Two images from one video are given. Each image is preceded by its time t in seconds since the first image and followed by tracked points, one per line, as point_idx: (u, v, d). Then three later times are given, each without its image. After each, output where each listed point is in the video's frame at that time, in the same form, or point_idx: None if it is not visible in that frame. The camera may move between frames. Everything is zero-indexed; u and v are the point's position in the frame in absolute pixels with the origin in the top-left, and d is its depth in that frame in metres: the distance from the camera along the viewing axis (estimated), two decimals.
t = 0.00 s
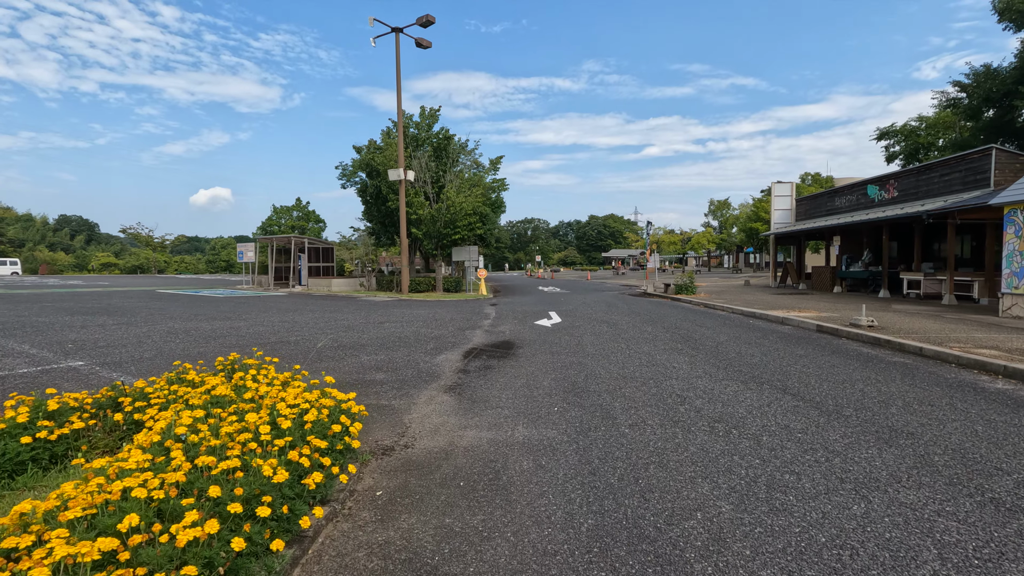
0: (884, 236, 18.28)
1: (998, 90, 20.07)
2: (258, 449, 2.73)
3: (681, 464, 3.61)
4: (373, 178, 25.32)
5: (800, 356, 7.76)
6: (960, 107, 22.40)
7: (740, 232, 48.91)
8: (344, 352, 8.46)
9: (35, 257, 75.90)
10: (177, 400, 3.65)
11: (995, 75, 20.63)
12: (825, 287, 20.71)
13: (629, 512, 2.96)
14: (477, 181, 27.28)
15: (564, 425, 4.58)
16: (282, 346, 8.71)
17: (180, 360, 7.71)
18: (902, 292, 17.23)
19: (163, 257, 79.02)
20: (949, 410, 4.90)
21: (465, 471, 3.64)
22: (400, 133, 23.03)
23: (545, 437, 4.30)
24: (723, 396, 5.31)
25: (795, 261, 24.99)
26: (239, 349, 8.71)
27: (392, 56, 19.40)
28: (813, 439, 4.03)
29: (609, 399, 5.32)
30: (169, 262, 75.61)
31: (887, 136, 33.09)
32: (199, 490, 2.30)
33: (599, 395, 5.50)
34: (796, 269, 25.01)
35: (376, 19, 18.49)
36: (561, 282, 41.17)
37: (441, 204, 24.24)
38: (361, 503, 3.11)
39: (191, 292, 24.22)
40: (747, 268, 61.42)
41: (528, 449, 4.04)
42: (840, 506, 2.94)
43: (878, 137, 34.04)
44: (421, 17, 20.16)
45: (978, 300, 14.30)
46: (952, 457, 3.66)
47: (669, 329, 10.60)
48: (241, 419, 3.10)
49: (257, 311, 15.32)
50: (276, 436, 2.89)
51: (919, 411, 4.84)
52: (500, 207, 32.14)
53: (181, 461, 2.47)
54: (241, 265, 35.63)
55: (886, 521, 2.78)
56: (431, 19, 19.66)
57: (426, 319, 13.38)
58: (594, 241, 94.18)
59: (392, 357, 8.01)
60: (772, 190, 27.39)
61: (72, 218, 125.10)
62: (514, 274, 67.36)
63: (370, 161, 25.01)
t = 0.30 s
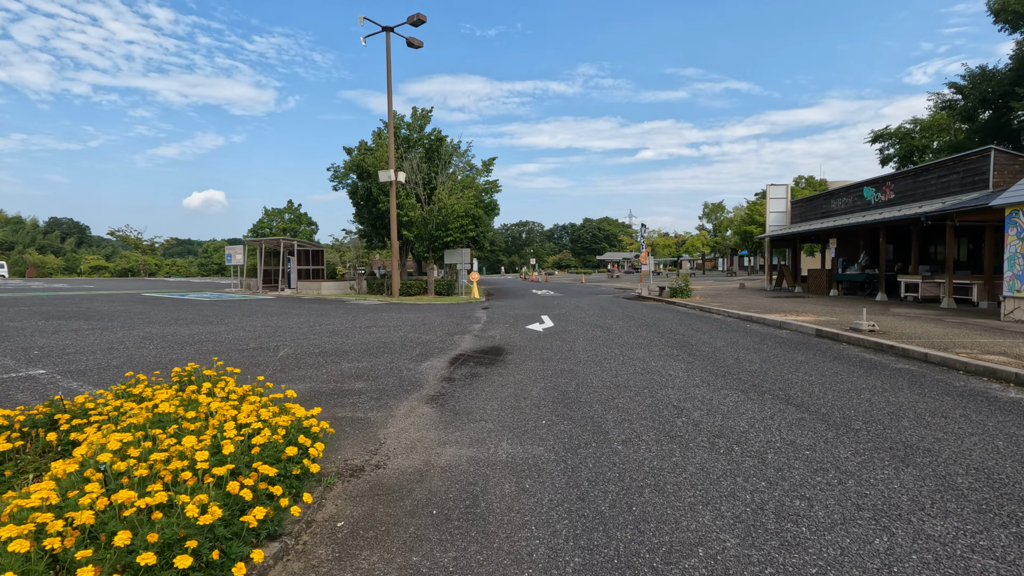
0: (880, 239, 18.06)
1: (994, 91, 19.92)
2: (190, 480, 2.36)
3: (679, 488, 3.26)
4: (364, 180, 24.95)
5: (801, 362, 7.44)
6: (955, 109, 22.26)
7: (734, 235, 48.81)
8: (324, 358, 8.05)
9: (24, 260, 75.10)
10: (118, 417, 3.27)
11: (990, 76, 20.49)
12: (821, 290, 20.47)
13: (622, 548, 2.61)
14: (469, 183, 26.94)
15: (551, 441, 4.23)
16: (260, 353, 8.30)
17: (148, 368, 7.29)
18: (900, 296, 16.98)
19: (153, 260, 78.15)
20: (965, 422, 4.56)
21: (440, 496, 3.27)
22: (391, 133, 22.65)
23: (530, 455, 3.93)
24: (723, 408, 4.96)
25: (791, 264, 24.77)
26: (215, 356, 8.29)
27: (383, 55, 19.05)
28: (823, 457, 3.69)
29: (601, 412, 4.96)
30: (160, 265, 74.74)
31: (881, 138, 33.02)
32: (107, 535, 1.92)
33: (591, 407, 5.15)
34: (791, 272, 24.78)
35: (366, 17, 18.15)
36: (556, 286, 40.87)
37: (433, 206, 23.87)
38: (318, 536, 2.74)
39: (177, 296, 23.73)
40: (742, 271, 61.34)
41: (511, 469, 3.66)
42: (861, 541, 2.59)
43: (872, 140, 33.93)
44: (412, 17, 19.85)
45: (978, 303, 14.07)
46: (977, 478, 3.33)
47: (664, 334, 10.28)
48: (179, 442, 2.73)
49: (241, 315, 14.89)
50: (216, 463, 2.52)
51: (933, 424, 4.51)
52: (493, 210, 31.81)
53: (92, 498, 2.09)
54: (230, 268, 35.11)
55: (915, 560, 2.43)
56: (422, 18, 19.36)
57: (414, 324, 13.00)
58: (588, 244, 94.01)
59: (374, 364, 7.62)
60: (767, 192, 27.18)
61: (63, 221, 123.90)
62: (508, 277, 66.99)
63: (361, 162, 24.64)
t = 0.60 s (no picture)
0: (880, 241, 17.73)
1: (995, 92, 19.64)
2: (76, 536, 1.95)
3: (673, 526, 2.86)
4: (356, 181, 24.57)
5: (803, 372, 7.06)
6: (955, 111, 21.97)
7: (731, 238, 48.52)
8: (300, 367, 7.64)
9: (17, 263, 74.55)
10: (28, 444, 2.85)
11: (990, 77, 20.21)
12: (820, 293, 20.13)
13: None
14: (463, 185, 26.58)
15: (531, 464, 3.83)
16: (233, 362, 7.87)
17: (111, 378, 6.86)
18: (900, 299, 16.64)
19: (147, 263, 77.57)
20: (985, 442, 4.17)
21: (400, 535, 2.87)
22: (383, 135, 22.25)
23: (506, 483, 3.52)
24: (722, 425, 4.56)
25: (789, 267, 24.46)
26: (186, 364, 7.87)
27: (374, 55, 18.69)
28: (834, 487, 3.29)
29: (588, 429, 4.56)
30: (154, 268, 74.22)
31: (879, 140, 32.79)
32: None
33: (578, 423, 4.76)
34: (790, 276, 24.45)
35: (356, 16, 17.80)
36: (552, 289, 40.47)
37: (425, 208, 23.48)
38: None
39: (164, 299, 23.27)
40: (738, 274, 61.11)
41: (483, 500, 3.26)
42: None
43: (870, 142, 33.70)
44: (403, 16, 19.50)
45: (981, 307, 13.72)
46: (1010, 512, 2.94)
47: (659, 340, 9.90)
48: (82, 480, 2.32)
49: (225, 320, 14.47)
50: (115, 512, 2.10)
51: (951, 444, 4.12)
52: (487, 213, 31.46)
53: None
54: (222, 271, 34.64)
55: None
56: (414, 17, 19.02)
57: (402, 329, 12.59)
58: (585, 247, 93.68)
59: (352, 374, 7.21)
60: (765, 195, 26.88)
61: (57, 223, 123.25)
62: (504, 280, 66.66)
63: (352, 163, 24.28)
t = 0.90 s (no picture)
0: (885, 245, 17.37)
1: (1000, 93, 19.33)
2: None
3: (681, 573, 2.47)
4: (351, 183, 24.21)
5: (813, 382, 6.67)
6: (959, 112, 21.65)
7: (730, 241, 48.22)
8: (281, 377, 7.22)
9: (14, 266, 74.27)
10: None
11: (995, 78, 19.91)
12: (823, 297, 19.77)
13: None
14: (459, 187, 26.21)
15: (521, 493, 3.44)
16: (211, 372, 7.47)
17: (78, 389, 6.44)
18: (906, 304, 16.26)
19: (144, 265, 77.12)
20: (1022, 465, 3.78)
21: None
22: (378, 136, 21.88)
23: (492, 516, 3.13)
24: (731, 445, 4.17)
25: (790, 271, 24.13)
26: (161, 374, 7.46)
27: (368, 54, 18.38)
28: (864, 523, 2.90)
29: (585, 450, 4.16)
30: (151, 271, 73.85)
31: (880, 142, 32.52)
32: None
33: (573, 443, 4.37)
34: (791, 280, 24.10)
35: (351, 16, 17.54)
36: (550, 292, 40.15)
37: (421, 210, 23.09)
38: None
39: (155, 303, 22.81)
40: (738, 277, 60.91)
41: (464, 538, 2.87)
42: None
43: (871, 144, 33.44)
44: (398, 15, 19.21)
45: (990, 312, 13.35)
46: None
47: (660, 347, 9.51)
48: None
49: (212, 325, 14.05)
50: None
51: (985, 468, 3.72)
52: (485, 215, 31.12)
53: None
54: (217, 275, 34.25)
55: None
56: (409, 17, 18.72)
57: (394, 335, 12.19)
58: (584, 251, 93.42)
59: (336, 384, 6.80)
60: (765, 197, 26.53)
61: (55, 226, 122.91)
62: (502, 284, 66.34)
63: (347, 165, 23.93)
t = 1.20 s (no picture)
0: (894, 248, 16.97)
1: (1010, 94, 18.94)
2: None
3: None
4: (349, 186, 23.87)
5: (831, 394, 6.27)
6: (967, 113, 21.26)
7: (733, 245, 47.81)
8: (267, 388, 6.82)
9: (15, 270, 74.25)
10: None
11: (1005, 78, 19.52)
12: (829, 302, 19.35)
13: None
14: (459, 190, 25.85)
15: (518, 528, 3.04)
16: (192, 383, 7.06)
17: (49, 401, 6.05)
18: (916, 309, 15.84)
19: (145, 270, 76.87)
20: None
21: None
22: (376, 138, 21.54)
23: (484, 558, 2.73)
24: (750, 469, 3.78)
25: (795, 276, 23.72)
26: (140, 384, 7.05)
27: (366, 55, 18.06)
28: (914, 569, 2.50)
29: (589, 475, 3.77)
30: (152, 275, 73.55)
31: (885, 145, 32.14)
32: None
33: (576, 466, 3.97)
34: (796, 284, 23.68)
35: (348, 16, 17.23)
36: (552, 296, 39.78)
37: (420, 213, 22.72)
38: None
39: (149, 308, 22.47)
40: (741, 282, 60.47)
41: None
42: None
43: (876, 147, 33.05)
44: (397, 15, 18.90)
45: (1006, 318, 12.93)
46: None
47: (666, 355, 9.09)
48: None
49: (203, 331, 13.65)
50: None
51: None
52: (486, 219, 30.76)
53: None
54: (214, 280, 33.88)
55: None
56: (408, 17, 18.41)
57: (390, 342, 11.78)
58: (585, 254, 92.98)
59: (324, 396, 6.40)
60: (770, 201, 26.13)
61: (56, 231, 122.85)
62: (503, 288, 65.94)
63: (345, 168, 23.61)
